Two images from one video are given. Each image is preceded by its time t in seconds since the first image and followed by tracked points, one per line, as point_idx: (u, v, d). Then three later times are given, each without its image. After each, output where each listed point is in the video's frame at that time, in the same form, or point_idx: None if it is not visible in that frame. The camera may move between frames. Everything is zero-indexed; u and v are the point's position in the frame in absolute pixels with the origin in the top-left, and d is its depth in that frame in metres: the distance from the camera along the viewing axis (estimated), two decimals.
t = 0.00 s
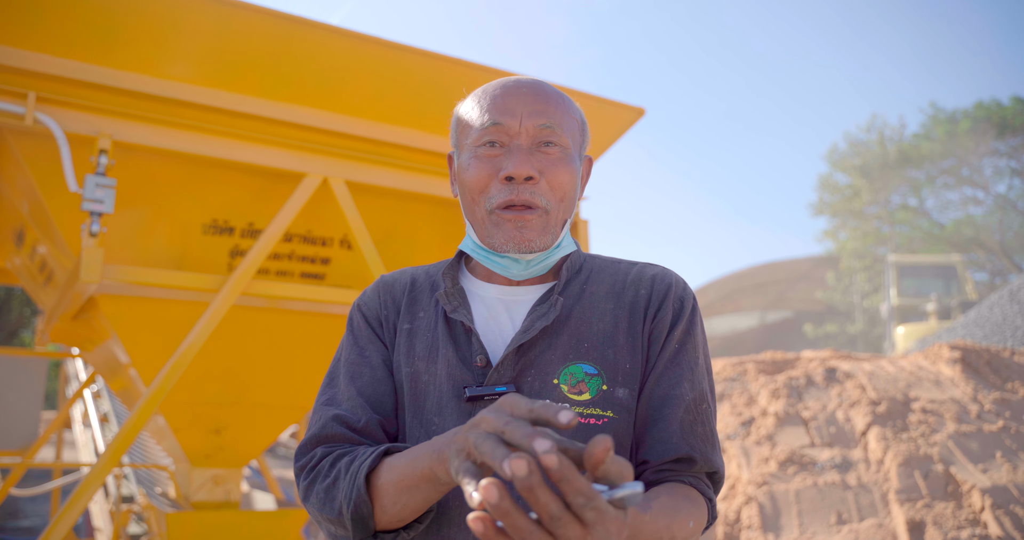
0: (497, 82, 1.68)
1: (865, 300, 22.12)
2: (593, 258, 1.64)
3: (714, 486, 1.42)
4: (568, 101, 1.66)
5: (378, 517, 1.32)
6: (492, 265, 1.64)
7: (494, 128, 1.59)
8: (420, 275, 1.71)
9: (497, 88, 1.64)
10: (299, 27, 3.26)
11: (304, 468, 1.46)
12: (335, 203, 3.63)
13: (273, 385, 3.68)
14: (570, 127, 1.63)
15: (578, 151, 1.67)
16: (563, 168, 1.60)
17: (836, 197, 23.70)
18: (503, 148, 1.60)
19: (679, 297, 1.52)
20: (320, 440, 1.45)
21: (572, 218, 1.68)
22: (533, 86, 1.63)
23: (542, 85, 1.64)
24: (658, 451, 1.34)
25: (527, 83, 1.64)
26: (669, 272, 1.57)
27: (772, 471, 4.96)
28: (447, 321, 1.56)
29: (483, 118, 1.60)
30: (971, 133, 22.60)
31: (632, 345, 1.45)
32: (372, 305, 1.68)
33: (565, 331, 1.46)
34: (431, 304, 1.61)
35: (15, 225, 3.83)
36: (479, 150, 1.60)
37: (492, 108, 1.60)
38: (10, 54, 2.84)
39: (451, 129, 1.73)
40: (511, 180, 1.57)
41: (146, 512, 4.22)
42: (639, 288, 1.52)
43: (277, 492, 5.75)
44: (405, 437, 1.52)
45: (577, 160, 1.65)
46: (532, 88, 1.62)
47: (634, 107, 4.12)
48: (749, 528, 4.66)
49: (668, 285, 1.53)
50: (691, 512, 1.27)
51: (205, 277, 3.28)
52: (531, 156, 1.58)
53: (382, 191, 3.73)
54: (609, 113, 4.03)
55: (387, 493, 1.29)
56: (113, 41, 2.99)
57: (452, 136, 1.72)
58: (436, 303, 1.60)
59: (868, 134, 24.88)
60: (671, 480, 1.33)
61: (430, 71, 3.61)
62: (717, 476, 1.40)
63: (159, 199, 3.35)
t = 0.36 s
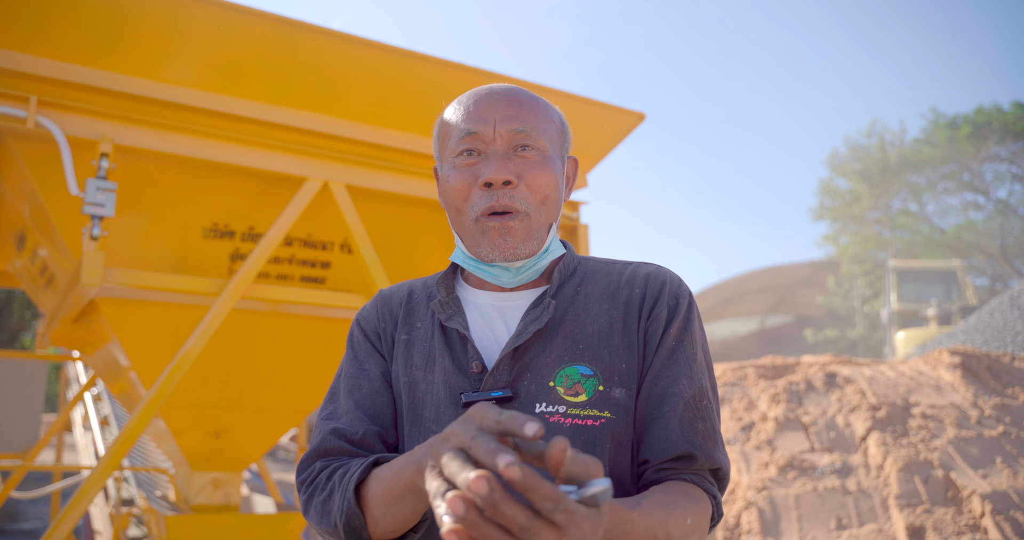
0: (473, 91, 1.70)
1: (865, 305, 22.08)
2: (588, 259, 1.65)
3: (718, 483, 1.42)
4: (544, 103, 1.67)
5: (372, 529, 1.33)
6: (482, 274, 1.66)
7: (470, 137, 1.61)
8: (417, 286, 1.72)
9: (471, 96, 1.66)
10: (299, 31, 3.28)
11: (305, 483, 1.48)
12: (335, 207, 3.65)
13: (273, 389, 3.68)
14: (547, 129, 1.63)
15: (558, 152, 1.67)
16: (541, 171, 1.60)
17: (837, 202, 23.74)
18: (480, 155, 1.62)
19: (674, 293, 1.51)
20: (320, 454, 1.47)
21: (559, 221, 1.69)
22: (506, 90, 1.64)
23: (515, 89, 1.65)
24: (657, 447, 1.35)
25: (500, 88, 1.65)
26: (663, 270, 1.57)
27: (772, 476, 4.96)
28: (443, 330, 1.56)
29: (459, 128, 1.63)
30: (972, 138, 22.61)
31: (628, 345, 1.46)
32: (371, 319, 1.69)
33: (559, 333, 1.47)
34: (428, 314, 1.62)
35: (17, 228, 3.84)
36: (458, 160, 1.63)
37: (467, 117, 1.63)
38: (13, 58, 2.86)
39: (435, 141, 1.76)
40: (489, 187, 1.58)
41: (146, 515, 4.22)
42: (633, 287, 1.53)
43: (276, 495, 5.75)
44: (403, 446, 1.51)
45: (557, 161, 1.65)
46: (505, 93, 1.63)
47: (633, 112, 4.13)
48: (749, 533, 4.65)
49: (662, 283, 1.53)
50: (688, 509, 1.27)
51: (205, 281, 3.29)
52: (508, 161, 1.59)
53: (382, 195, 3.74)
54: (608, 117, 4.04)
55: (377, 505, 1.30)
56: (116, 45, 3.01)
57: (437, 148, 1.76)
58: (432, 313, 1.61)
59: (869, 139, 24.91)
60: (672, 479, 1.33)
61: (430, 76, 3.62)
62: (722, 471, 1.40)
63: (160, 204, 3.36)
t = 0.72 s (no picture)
0: (460, 98, 1.66)
1: (867, 306, 22.08)
2: (590, 257, 1.66)
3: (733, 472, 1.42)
4: (535, 111, 1.63)
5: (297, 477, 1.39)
6: (481, 282, 1.67)
7: (458, 157, 1.60)
8: (421, 283, 1.73)
9: (458, 108, 1.63)
10: (301, 31, 3.30)
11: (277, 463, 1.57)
12: (338, 208, 3.65)
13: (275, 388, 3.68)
14: (537, 140, 1.60)
15: (552, 159, 1.64)
16: (533, 187, 1.59)
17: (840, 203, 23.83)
18: (470, 173, 1.61)
19: (682, 292, 1.49)
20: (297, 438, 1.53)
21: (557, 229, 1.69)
22: (493, 102, 1.60)
23: (503, 98, 1.61)
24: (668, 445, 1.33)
25: (487, 98, 1.61)
26: (668, 269, 1.56)
27: (774, 477, 4.95)
28: (445, 329, 1.57)
29: (448, 147, 1.61)
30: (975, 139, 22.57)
31: (632, 345, 1.44)
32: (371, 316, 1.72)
33: (562, 333, 1.47)
34: (429, 313, 1.63)
35: (19, 228, 3.84)
36: (448, 181, 1.63)
37: (455, 135, 1.60)
38: (16, 59, 2.86)
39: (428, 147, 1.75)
40: (480, 210, 1.57)
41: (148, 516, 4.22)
42: (638, 286, 1.52)
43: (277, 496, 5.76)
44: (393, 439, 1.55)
45: (550, 173, 1.63)
46: (492, 106, 1.59)
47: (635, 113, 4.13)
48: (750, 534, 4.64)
49: (668, 281, 1.51)
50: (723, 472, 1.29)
51: (209, 282, 3.29)
52: (498, 182, 1.58)
53: (385, 196, 3.75)
54: (610, 118, 4.04)
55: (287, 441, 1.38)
56: (120, 46, 3.03)
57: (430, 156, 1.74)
58: (434, 311, 1.62)
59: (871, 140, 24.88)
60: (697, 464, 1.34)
61: (432, 76, 3.63)
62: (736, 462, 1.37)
63: (163, 204, 3.37)
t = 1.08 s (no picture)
0: (432, 101, 1.66)
1: (864, 306, 21.70)
2: (576, 252, 1.67)
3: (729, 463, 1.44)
4: (508, 111, 1.62)
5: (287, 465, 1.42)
6: (466, 283, 1.68)
7: (434, 160, 1.60)
8: (405, 288, 1.75)
9: (432, 112, 1.63)
10: (299, 30, 3.30)
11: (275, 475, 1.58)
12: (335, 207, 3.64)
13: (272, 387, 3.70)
14: (512, 140, 1.60)
15: (529, 159, 1.64)
16: (512, 188, 1.60)
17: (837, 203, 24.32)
18: (446, 176, 1.61)
19: (671, 286, 1.54)
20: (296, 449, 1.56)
21: (538, 226, 1.70)
22: (466, 104, 1.60)
23: (475, 101, 1.60)
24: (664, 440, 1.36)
25: (460, 101, 1.60)
26: (655, 262, 1.58)
27: (770, 475, 4.97)
28: (431, 332, 1.58)
29: (422, 150, 1.61)
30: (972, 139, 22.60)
31: (621, 339, 1.45)
32: (356, 324, 1.75)
33: (550, 330, 1.47)
34: (416, 317, 1.64)
35: (16, 227, 3.84)
36: (425, 184, 1.63)
37: (429, 139, 1.60)
38: (12, 57, 2.86)
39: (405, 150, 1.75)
40: (458, 213, 1.58)
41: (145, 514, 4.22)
42: (626, 281, 1.53)
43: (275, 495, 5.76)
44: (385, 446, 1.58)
45: (528, 172, 1.63)
46: (465, 107, 1.59)
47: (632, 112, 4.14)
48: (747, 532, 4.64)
49: (657, 274, 1.54)
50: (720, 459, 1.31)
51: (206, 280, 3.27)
52: (474, 184, 1.58)
53: (382, 195, 3.75)
54: (607, 117, 4.05)
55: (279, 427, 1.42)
56: (116, 44, 3.03)
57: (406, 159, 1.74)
58: (420, 315, 1.63)
59: (869, 139, 24.92)
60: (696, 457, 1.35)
61: (430, 75, 3.64)
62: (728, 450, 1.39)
63: (160, 203, 3.37)
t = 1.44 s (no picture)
0: (401, 101, 1.70)
1: (865, 303, 21.90)
2: (554, 248, 1.64)
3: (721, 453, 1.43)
4: (472, 104, 1.64)
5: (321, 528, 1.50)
6: (443, 280, 1.68)
7: (401, 154, 1.63)
8: (390, 297, 1.76)
9: (399, 110, 1.66)
10: (299, 28, 3.30)
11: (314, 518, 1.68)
12: (335, 206, 3.63)
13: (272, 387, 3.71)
14: (477, 131, 1.61)
15: (496, 149, 1.65)
16: (476, 175, 1.60)
17: (837, 200, 23.99)
18: (415, 170, 1.64)
19: (649, 274, 1.50)
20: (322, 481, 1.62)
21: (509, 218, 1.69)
22: (429, 99, 1.63)
23: (438, 96, 1.63)
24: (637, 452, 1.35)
25: (423, 97, 1.64)
26: (634, 253, 1.55)
27: (770, 474, 4.97)
28: (415, 336, 1.58)
29: (390, 146, 1.65)
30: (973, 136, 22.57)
31: (604, 331, 1.44)
32: (345, 340, 1.77)
33: (532, 325, 1.46)
34: (402, 324, 1.64)
35: (16, 225, 3.84)
36: (395, 179, 1.66)
37: (396, 135, 1.64)
38: (13, 56, 2.86)
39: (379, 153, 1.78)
40: (427, 203, 1.60)
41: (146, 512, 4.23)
42: (606, 273, 1.51)
43: (275, 493, 5.77)
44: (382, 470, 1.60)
45: (494, 161, 1.63)
46: (428, 102, 1.62)
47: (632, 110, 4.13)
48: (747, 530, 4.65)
49: (636, 265, 1.51)
50: (689, 460, 1.30)
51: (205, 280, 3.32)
52: (440, 173, 1.59)
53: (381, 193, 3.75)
54: (607, 116, 4.05)
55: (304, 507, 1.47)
56: (117, 42, 3.02)
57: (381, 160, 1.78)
58: (405, 321, 1.63)
59: (870, 137, 24.88)
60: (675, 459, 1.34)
61: (429, 74, 3.63)
62: (710, 440, 1.36)
63: (160, 202, 3.37)
